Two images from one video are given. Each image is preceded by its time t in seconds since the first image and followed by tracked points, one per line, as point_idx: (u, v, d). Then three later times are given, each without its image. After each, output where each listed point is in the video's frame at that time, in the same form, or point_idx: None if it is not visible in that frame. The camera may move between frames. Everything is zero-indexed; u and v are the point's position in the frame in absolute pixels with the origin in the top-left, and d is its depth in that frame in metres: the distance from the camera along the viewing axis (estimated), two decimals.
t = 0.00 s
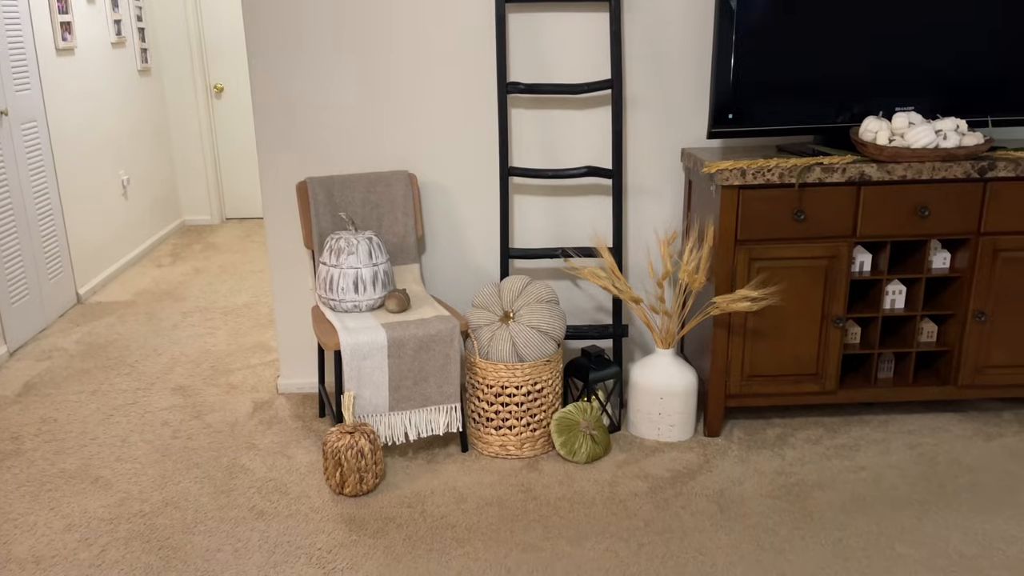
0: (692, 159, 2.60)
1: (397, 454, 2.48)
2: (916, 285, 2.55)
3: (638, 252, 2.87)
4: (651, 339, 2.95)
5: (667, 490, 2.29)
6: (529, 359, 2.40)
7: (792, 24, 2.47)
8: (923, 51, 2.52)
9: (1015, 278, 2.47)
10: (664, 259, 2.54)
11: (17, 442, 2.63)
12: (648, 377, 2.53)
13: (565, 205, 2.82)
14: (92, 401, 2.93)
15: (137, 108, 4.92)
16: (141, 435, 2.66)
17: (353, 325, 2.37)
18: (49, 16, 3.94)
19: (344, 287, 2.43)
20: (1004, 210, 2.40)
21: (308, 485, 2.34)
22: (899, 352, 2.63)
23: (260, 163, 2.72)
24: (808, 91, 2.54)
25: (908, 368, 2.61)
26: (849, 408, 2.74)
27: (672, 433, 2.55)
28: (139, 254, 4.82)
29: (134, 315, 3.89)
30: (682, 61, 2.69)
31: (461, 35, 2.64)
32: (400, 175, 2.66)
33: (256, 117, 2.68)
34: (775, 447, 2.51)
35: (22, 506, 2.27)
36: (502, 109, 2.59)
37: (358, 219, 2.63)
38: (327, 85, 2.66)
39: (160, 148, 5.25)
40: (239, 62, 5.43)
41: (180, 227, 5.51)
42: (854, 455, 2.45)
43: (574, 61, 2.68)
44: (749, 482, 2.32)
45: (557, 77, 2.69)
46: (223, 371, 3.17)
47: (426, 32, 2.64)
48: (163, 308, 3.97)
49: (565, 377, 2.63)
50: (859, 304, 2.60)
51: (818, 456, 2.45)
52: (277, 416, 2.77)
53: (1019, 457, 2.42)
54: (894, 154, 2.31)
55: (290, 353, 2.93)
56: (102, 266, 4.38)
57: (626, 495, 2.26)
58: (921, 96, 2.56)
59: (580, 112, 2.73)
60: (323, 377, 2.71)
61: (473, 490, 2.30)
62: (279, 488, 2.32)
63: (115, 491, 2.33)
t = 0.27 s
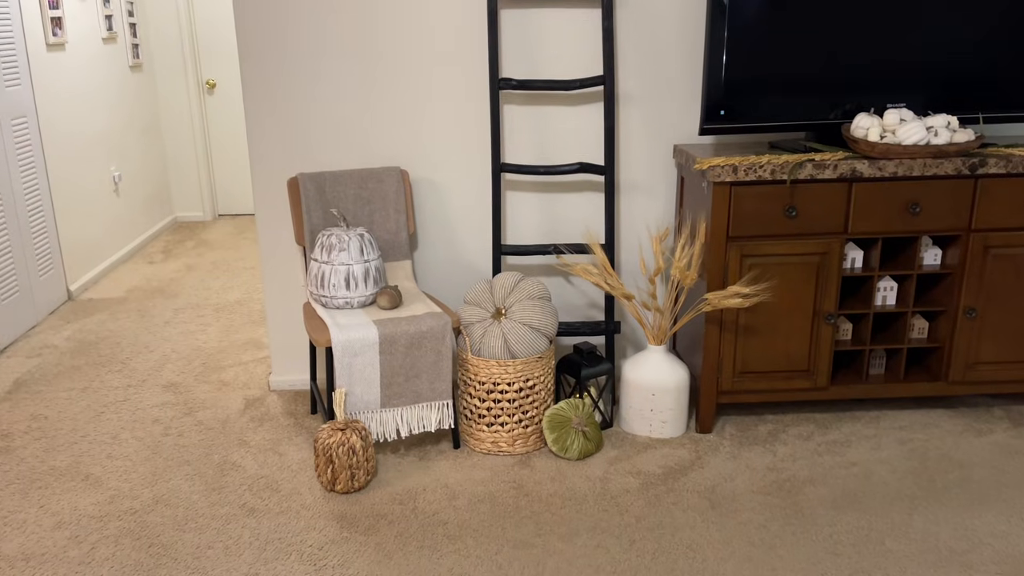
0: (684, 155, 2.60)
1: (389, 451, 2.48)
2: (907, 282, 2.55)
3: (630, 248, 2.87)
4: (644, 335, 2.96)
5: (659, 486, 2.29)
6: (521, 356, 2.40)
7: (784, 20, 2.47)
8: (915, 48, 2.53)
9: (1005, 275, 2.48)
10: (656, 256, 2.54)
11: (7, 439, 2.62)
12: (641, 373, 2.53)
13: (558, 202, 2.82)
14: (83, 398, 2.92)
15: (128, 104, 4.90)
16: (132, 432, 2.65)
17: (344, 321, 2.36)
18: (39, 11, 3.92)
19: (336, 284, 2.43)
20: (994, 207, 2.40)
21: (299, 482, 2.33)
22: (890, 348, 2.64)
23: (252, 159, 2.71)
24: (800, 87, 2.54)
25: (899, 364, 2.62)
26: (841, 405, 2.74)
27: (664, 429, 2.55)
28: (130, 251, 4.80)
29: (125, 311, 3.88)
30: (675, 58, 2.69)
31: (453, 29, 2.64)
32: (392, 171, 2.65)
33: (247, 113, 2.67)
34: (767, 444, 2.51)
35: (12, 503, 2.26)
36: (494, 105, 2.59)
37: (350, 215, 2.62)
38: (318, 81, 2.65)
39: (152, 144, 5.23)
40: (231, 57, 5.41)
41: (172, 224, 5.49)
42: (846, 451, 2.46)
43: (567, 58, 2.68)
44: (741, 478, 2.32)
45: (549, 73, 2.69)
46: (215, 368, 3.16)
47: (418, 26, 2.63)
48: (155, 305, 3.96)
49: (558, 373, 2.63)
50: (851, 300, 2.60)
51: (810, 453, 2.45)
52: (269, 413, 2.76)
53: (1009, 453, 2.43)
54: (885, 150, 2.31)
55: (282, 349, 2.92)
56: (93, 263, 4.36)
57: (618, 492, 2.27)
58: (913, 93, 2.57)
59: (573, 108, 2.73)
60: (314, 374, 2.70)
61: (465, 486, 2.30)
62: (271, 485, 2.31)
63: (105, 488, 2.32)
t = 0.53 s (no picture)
0: (674, 154, 2.60)
1: (378, 449, 2.47)
2: (896, 280, 2.56)
3: (621, 247, 2.88)
4: (634, 333, 2.96)
5: (648, 484, 2.29)
6: (511, 354, 2.40)
7: (774, 19, 2.48)
8: (903, 48, 2.53)
9: (993, 273, 2.49)
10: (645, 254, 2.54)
11: None
12: (630, 372, 2.54)
13: (548, 200, 2.82)
14: (71, 397, 2.90)
15: (118, 101, 4.88)
16: (120, 431, 2.64)
17: (333, 319, 2.35)
18: (28, 8, 3.90)
19: (325, 282, 2.42)
20: (982, 205, 2.41)
21: (288, 480, 2.33)
22: (879, 346, 2.64)
23: (241, 157, 2.70)
24: (789, 86, 2.54)
25: (888, 362, 2.63)
26: (830, 402, 2.75)
27: (653, 427, 2.56)
28: (120, 249, 4.78)
29: (115, 310, 3.86)
30: (665, 57, 2.69)
31: (443, 26, 2.63)
32: (382, 169, 2.65)
33: (236, 111, 2.66)
34: (756, 441, 2.52)
35: None
36: (483, 103, 2.58)
37: (340, 213, 2.62)
38: (308, 79, 2.65)
39: (142, 142, 5.21)
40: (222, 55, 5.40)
41: (163, 222, 5.47)
42: (834, 449, 2.47)
43: (557, 56, 2.67)
44: (730, 476, 2.33)
45: (539, 72, 2.69)
46: (205, 366, 3.15)
47: (408, 23, 2.62)
48: (145, 303, 3.94)
49: (548, 372, 2.63)
50: (840, 299, 2.61)
51: (799, 450, 2.46)
52: (258, 412, 2.75)
53: (996, 450, 2.44)
54: (874, 149, 2.32)
55: (272, 348, 2.91)
56: (82, 261, 4.34)
57: (607, 490, 2.27)
58: (901, 92, 2.57)
59: (563, 107, 2.73)
60: (304, 373, 2.69)
61: (454, 485, 2.30)
62: (259, 484, 2.31)
63: (93, 487, 2.31)
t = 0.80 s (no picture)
0: (665, 154, 2.61)
1: (369, 450, 2.47)
2: (885, 280, 2.57)
3: (612, 247, 2.88)
4: (625, 333, 2.96)
5: (638, 484, 2.30)
6: (501, 354, 2.40)
7: (764, 20, 2.48)
8: (893, 49, 2.54)
9: (982, 273, 2.49)
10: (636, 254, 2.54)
11: None
12: (621, 371, 2.54)
13: (539, 200, 2.82)
14: (60, 398, 2.89)
15: (109, 101, 4.86)
16: (110, 432, 2.63)
17: (324, 320, 2.35)
18: (18, 7, 3.88)
19: (315, 282, 2.42)
20: (972, 206, 2.42)
21: (278, 481, 2.32)
22: (869, 346, 2.65)
23: (231, 157, 2.69)
24: (779, 87, 2.55)
25: (878, 362, 2.64)
26: (820, 402, 2.76)
27: (644, 427, 2.56)
28: (112, 249, 4.76)
29: (105, 310, 3.85)
30: (656, 57, 2.70)
31: (434, 25, 2.63)
32: (372, 169, 2.65)
33: (226, 111, 2.65)
34: (746, 441, 2.52)
35: None
36: (474, 103, 2.58)
37: (330, 213, 2.61)
38: (298, 78, 2.64)
39: (134, 141, 5.19)
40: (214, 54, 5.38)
41: (155, 222, 5.45)
42: (824, 449, 2.47)
43: (548, 56, 2.67)
44: (720, 476, 2.33)
45: (530, 72, 2.69)
46: (196, 367, 3.14)
47: (400, 21, 2.62)
48: (136, 303, 3.93)
49: (538, 372, 2.63)
50: (830, 299, 2.62)
51: (789, 450, 2.46)
52: (248, 412, 2.75)
53: (985, 450, 2.45)
54: (863, 149, 2.33)
55: (263, 348, 2.90)
56: (73, 261, 4.33)
57: (597, 490, 2.27)
58: (891, 93, 2.58)
59: (554, 107, 2.73)
60: (294, 373, 2.69)
61: (445, 485, 2.29)
62: (249, 485, 2.30)
63: (81, 488, 2.30)
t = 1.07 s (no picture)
0: (655, 156, 2.61)
1: (359, 452, 2.47)
2: (875, 281, 2.57)
3: (602, 248, 2.88)
4: (616, 335, 2.96)
5: (628, 486, 2.30)
6: (491, 356, 2.40)
7: (753, 22, 2.49)
8: (882, 51, 2.55)
9: (971, 275, 2.50)
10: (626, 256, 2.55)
11: None
12: (612, 373, 2.54)
13: (530, 202, 2.82)
14: (49, 400, 2.88)
15: (100, 102, 4.84)
16: (98, 435, 2.62)
17: (313, 322, 2.34)
18: (9, 8, 3.87)
19: (305, 284, 2.41)
20: (960, 208, 2.43)
21: (267, 483, 2.31)
22: (858, 347, 2.66)
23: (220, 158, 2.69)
24: (769, 89, 2.56)
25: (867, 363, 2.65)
26: (810, 403, 2.77)
27: (634, 429, 2.56)
28: (102, 251, 4.75)
29: (95, 312, 3.83)
30: (646, 59, 2.70)
31: (425, 26, 2.63)
32: (362, 170, 2.64)
33: (216, 112, 2.65)
34: (736, 443, 2.52)
35: None
36: (464, 105, 2.58)
37: (320, 215, 2.61)
38: (288, 80, 2.64)
39: (125, 143, 5.17)
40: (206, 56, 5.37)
41: (146, 224, 5.44)
42: (814, 450, 2.48)
43: (538, 58, 2.68)
44: (710, 478, 2.33)
45: (521, 74, 2.69)
46: (185, 369, 3.13)
47: (390, 22, 2.62)
48: (126, 305, 3.92)
49: (529, 373, 2.63)
50: (820, 300, 2.62)
51: (779, 451, 2.47)
52: (238, 414, 2.74)
53: (974, 451, 2.46)
54: (852, 151, 2.34)
55: (253, 350, 2.90)
56: (63, 263, 4.31)
57: (587, 492, 2.27)
58: (880, 95, 2.59)
59: (545, 109, 2.73)
60: (284, 375, 2.68)
61: (434, 487, 2.29)
62: (238, 487, 2.30)
63: (69, 491, 2.29)
